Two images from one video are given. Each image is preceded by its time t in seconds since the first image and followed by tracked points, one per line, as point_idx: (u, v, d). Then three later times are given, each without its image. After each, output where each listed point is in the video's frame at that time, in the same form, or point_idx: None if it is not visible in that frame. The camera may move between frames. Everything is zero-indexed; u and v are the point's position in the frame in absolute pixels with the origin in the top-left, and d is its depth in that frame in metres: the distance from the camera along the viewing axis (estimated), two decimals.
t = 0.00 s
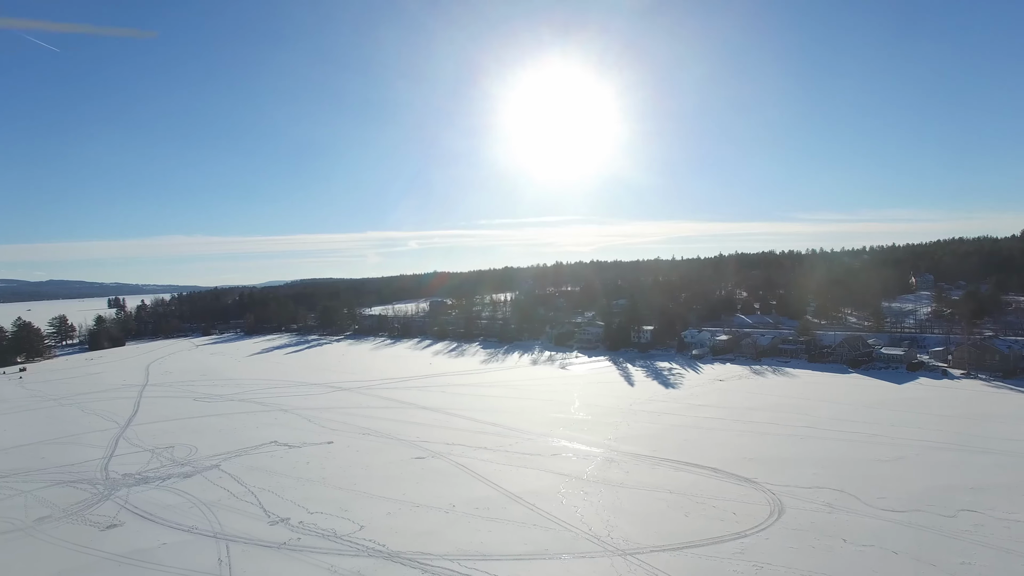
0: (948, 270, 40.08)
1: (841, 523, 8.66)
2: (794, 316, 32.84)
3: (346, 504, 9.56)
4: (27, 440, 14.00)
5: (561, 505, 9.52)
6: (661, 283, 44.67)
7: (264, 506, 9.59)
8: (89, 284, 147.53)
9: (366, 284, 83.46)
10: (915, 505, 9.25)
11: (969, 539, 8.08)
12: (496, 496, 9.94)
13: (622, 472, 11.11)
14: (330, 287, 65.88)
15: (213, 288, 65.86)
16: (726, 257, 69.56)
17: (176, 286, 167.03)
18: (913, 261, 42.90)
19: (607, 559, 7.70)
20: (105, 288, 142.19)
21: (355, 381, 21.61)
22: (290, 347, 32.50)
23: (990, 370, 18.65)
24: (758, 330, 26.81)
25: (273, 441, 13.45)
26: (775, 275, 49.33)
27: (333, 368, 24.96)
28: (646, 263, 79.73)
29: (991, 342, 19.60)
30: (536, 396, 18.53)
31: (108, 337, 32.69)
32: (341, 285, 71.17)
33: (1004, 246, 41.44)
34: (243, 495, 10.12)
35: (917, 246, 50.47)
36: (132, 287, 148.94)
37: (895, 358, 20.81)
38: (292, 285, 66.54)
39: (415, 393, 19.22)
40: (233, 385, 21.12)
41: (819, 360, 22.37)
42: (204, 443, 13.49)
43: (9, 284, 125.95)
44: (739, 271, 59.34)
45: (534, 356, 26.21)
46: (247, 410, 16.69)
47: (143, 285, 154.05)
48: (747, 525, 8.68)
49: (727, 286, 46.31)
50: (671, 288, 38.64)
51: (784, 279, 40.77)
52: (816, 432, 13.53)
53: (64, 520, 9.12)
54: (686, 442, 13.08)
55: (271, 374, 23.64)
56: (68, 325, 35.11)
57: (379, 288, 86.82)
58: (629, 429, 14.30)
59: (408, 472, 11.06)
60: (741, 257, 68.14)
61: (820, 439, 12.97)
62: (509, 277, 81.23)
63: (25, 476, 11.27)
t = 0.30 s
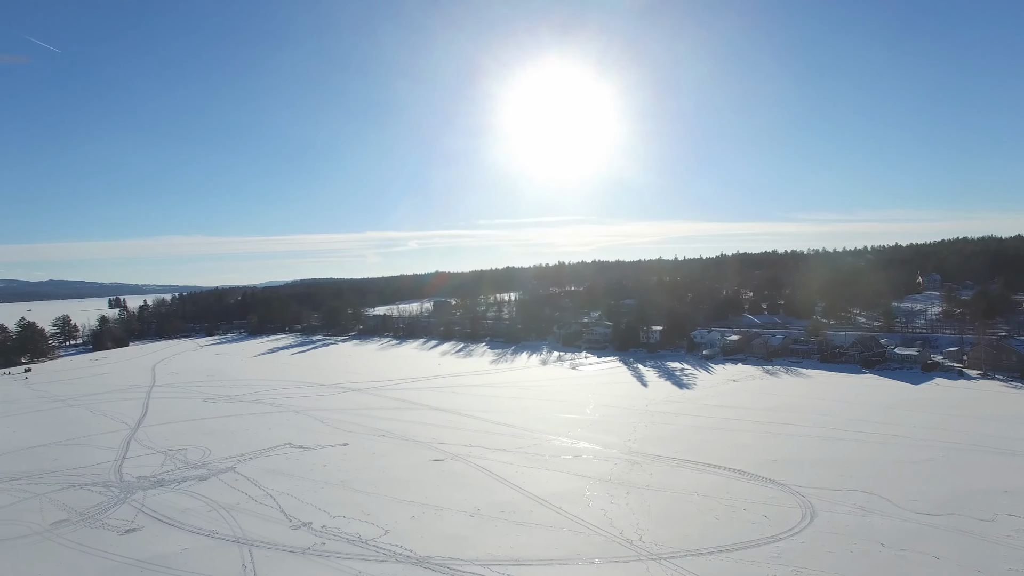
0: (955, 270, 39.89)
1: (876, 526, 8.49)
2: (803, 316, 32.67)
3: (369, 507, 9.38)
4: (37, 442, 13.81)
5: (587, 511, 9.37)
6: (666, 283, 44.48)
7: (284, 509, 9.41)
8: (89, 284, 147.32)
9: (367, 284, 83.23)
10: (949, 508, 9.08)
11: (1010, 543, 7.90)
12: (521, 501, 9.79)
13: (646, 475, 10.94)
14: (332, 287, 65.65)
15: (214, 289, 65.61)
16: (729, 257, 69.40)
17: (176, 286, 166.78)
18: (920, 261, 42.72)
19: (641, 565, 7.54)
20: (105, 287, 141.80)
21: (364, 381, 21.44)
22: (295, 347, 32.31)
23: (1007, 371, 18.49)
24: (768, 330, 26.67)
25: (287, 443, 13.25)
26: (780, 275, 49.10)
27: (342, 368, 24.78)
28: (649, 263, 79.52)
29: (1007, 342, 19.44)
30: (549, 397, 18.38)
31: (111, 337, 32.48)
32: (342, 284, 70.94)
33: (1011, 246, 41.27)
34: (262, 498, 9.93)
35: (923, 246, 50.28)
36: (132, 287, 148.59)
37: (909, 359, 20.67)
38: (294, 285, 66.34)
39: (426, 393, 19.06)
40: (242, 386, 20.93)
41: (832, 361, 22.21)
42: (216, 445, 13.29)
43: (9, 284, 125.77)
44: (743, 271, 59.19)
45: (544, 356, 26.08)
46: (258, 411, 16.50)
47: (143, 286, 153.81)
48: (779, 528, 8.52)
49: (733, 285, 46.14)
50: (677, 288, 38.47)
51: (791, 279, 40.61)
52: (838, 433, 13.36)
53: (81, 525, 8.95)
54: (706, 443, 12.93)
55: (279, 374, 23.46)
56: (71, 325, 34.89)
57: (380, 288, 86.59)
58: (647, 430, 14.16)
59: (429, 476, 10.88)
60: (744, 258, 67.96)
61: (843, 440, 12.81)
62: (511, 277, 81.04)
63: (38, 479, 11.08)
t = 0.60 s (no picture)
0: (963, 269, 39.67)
1: (911, 529, 8.32)
2: (811, 316, 32.49)
3: (391, 511, 9.21)
4: (47, 444, 13.64)
5: (614, 514, 9.19)
6: (671, 283, 44.27)
7: (305, 513, 9.23)
8: (88, 284, 146.98)
9: (369, 284, 82.96)
10: (983, 511, 8.91)
11: None
12: (545, 504, 9.61)
13: (670, 477, 10.77)
14: (333, 287, 65.37)
15: (216, 288, 65.39)
16: (732, 257, 69.17)
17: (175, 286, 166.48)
18: (926, 261, 42.52)
19: (675, 571, 7.39)
20: (105, 287, 141.34)
21: (373, 381, 21.28)
22: (300, 347, 32.11)
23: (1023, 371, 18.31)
24: (778, 330, 26.50)
25: (302, 444, 13.07)
26: (785, 275, 48.88)
27: (349, 369, 24.60)
28: (651, 263, 79.25)
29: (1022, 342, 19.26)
30: (561, 398, 18.20)
31: (115, 337, 32.27)
32: (343, 284, 70.70)
33: (1017, 246, 41.08)
34: (281, 501, 9.76)
35: (928, 246, 50.04)
36: (131, 287, 148.22)
37: (923, 359, 20.49)
38: (295, 285, 66.04)
39: (437, 394, 18.88)
40: (250, 386, 20.74)
41: (844, 361, 22.05)
42: (230, 447, 13.10)
43: (8, 284, 125.22)
44: (747, 271, 58.95)
45: (553, 356, 25.90)
46: (269, 412, 16.31)
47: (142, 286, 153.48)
48: (812, 531, 8.35)
49: (738, 285, 45.93)
50: (683, 288, 38.30)
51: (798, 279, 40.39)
52: (859, 434, 13.19)
53: (99, 529, 8.78)
54: (727, 444, 12.76)
55: (287, 375, 23.27)
56: (75, 325, 34.68)
57: (381, 288, 86.31)
58: (666, 431, 13.98)
59: (449, 479, 10.70)
60: (747, 258, 67.75)
61: (865, 441, 12.64)
62: (513, 277, 80.80)
63: (52, 481, 10.92)
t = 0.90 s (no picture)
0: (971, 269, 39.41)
1: (949, 533, 8.15)
2: (819, 316, 32.30)
3: (415, 515, 9.03)
4: (57, 445, 13.44)
5: (643, 518, 9.04)
6: (676, 283, 44.11)
7: (326, 516, 9.05)
8: (87, 284, 146.54)
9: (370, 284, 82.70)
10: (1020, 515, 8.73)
11: None
12: (571, 507, 9.44)
13: (695, 479, 10.60)
14: (335, 287, 65.13)
15: (217, 289, 65.09)
16: (735, 257, 68.98)
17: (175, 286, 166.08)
18: (933, 261, 42.33)
19: None
20: (105, 286, 141.15)
21: (382, 382, 21.10)
22: (305, 347, 31.92)
23: None
24: (787, 330, 26.34)
25: (316, 446, 12.86)
26: (790, 275, 48.70)
27: (357, 369, 24.41)
28: (654, 263, 79.00)
29: None
30: (574, 398, 18.02)
31: (119, 337, 32.04)
32: (345, 284, 70.44)
33: None
34: (301, 504, 9.58)
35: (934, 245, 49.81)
36: (131, 287, 147.85)
37: (937, 359, 20.30)
38: (297, 285, 65.74)
39: (448, 395, 18.69)
40: (259, 387, 20.55)
41: (856, 361, 21.88)
42: (244, 448, 12.90)
43: (9, 284, 125.24)
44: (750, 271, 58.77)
45: (562, 356, 25.72)
46: (281, 413, 16.11)
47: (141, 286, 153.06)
48: (847, 534, 8.19)
49: (744, 284, 45.78)
50: (689, 287, 38.15)
51: (805, 278, 40.22)
52: (881, 435, 13.02)
53: (118, 533, 8.60)
54: (750, 446, 12.57)
55: (295, 375, 23.08)
56: (78, 325, 34.43)
57: (383, 288, 86.06)
58: (685, 432, 13.80)
59: (470, 482, 10.52)
60: (749, 258, 67.59)
61: (889, 443, 12.46)
62: (515, 276, 80.55)
63: (65, 484, 10.72)
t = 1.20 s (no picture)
0: (978, 269, 39.24)
1: (988, 537, 7.99)
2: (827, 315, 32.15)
3: (440, 518, 8.86)
4: (67, 447, 13.23)
5: (672, 521, 8.89)
6: (681, 283, 43.97)
7: (350, 520, 8.88)
8: (86, 284, 146.20)
9: (371, 284, 82.51)
10: None
11: None
12: (598, 510, 9.26)
13: (721, 481, 10.43)
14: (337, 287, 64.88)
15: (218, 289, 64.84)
16: (738, 257, 68.80)
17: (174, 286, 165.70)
18: (939, 261, 42.18)
19: None
20: (103, 286, 140.49)
21: (392, 383, 20.92)
22: (311, 347, 31.72)
23: None
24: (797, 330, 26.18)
25: (332, 448, 12.67)
26: (795, 275, 48.55)
27: (364, 369, 24.22)
28: (656, 263, 78.80)
29: None
30: (588, 398, 17.84)
31: (123, 337, 31.80)
32: (346, 284, 70.22)
33: None
34: (323, 508, 9.40)
35: (939, 245, 49.66)
36: (130, 287, 147.33)
37: (952, 359, 20.11)
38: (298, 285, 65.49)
39: (460, 395, 18.51)
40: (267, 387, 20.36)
41: (869, 361, 21.72)
42: (258, 450, 12.72)
43: (6, 284, 124.40)
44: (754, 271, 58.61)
45: (571, 356, 25.55)
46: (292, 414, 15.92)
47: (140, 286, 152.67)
48: (883, 538, 8.04)
49: (748, 284, 45.62)
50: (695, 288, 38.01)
51: (810, 278, 40.06)
52: (904, 436, 12.84)
53: (137, 538, 8.40)
54: (772, 447, 12.39)
55: (302, 376, 22.89)
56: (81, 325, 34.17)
57: (384, 288, 85.78)
58: (705, 433, 13.64)
59: (493, 485, 10.34)
60: (752, 258, 67.45)
61: (913, 444, 12.29)
62: (516, 276, 80.33)
63: (80, 487, 10.52)
